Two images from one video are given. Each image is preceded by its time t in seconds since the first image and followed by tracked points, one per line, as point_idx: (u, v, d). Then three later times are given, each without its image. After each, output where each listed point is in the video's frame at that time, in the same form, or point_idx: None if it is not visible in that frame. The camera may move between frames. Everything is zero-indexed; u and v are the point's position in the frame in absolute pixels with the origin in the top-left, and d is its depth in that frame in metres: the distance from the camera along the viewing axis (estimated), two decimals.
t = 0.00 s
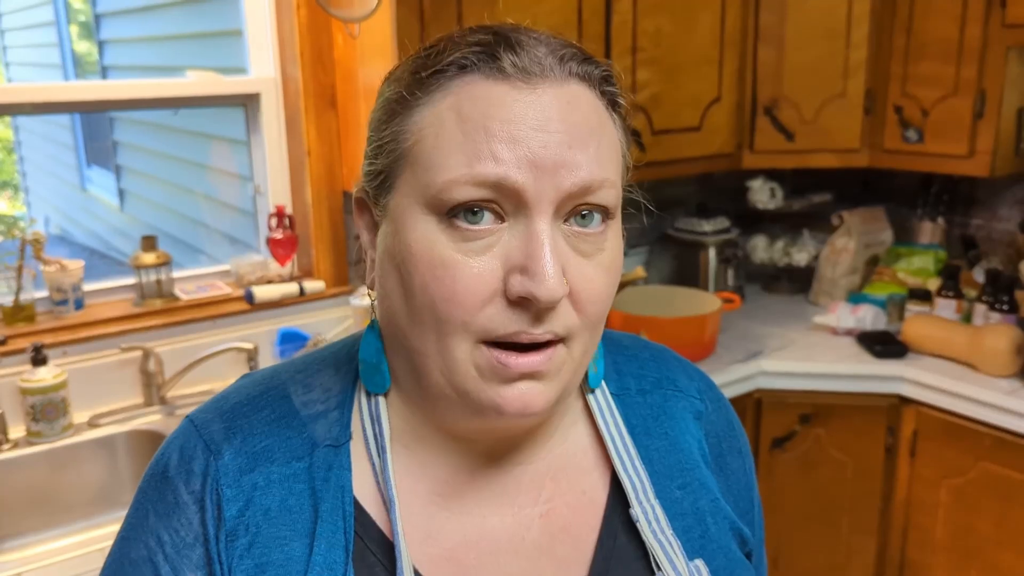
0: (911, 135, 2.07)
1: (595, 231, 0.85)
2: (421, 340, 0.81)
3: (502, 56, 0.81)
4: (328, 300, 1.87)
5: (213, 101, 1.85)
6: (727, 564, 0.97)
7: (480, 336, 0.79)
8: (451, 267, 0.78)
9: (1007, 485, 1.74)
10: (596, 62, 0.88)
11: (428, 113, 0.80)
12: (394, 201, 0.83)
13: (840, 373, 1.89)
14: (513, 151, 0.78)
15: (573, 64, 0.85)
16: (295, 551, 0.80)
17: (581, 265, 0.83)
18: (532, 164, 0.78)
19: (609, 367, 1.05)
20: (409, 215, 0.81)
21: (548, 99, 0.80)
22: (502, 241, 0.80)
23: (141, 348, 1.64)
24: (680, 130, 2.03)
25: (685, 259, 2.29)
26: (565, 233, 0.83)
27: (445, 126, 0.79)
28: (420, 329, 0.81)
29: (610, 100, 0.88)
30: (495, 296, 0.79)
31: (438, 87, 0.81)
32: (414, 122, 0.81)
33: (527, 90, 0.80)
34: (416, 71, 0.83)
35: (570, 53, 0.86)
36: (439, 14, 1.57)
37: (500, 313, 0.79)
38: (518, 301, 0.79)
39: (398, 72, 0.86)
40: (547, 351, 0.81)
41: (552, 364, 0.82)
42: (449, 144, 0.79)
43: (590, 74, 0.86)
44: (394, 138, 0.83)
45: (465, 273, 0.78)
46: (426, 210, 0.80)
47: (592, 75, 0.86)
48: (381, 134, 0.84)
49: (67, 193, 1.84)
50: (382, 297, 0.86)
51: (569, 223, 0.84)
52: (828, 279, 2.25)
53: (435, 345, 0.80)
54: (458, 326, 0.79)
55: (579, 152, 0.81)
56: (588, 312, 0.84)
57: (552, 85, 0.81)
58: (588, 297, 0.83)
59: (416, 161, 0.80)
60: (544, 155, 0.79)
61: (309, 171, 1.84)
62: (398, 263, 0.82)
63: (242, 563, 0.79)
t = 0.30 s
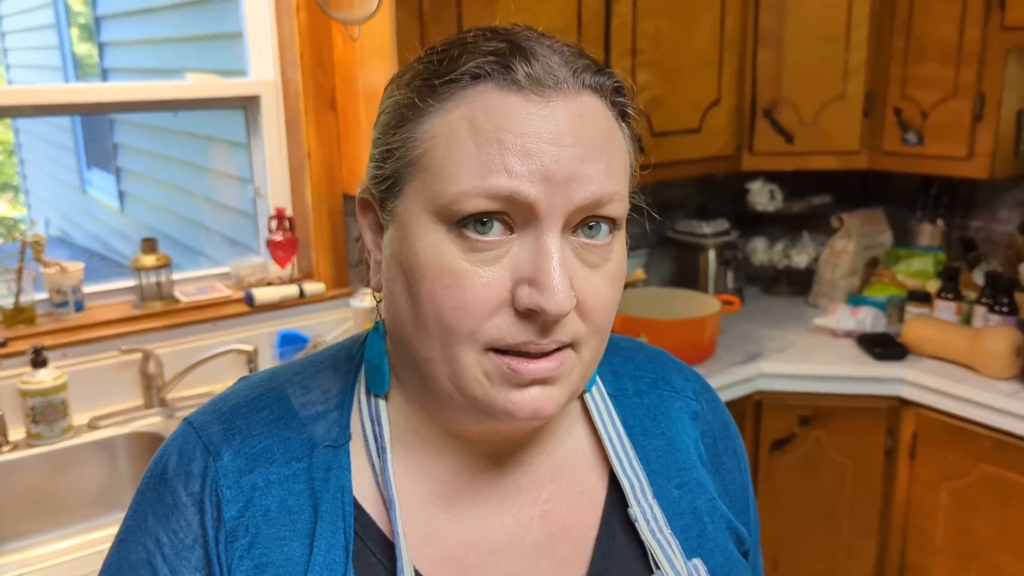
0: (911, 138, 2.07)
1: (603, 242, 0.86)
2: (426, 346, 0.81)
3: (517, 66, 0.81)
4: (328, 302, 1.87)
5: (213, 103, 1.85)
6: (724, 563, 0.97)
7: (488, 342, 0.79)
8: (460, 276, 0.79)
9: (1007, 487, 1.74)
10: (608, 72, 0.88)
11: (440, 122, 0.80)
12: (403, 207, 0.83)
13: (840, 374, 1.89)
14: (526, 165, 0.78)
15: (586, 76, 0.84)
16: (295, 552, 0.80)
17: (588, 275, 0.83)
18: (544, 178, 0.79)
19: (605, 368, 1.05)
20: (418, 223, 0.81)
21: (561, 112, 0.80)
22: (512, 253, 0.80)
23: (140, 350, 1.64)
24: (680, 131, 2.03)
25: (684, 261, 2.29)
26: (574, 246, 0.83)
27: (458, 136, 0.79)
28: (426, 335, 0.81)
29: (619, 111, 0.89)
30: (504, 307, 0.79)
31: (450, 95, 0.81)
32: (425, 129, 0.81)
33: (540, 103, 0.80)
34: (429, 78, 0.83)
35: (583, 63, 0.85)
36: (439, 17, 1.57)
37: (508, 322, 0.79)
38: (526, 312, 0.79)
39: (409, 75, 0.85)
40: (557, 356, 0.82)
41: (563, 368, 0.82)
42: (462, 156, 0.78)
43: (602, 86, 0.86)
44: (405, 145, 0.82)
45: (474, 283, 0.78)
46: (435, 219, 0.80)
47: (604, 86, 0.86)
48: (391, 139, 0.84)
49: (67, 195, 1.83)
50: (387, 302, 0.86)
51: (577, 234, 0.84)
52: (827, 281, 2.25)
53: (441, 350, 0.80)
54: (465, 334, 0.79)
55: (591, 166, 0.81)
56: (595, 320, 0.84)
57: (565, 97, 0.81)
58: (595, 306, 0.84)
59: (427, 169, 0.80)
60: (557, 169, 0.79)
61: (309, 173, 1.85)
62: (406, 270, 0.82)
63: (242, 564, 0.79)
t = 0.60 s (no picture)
0: (910, 139, 2.07)
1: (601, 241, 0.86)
2: (428, 348, 0.81)
3: (509, 67, 0.81)
4: (328, 304, 1.87)
5: (213, 105, 1.85)
6: (725, 566, 0.97)
7: (489, 344, 0.79)
8: (459, 277, 0.79)
9: (1006, 488, 1.74)
10: (600, 70, 0.88)
11: (434, 125, 0.80)
12: (400, 212, 0.83)
13: (839, 376, 1.89)
14: (521, 164, 0.78)
15: (578, 73, 0.84)
16: (297, 554, 0.80)
17: (587, 273, 0.83)
18: (540, 176, 0.79)
19: (606, 371, 1.05)
20: (416, 226, 0.81)
21: (555, 110, 0.80)
22: (509, 252, 0.80)
23: (140, 352, 1.64)
24: (679, 133, 2.03)
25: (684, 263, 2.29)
26: (571, 243, 0.83)
27: (452, 139, 0.79)
28: (428, 338, 0.81)
29: (613, 108, 0.88)
30: (504, 307, 0.79)
31: (444, 98, 0.81)
32: (420, 133, 0.81)
33: (533, 102, 0.80)
34: (421, 82, 0.83)
35: (575, 61, 0.86)
36: (439, 19, 1.58)
37: (510, 323, 0.79)
38: (526, 311, 0.79)
39: (402, 80, 0.85)
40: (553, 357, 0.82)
41: (560, 368, 0.82)
42: (456, 158, 0.79)
43: (595, 83, 0.86)
44: (400, 149, 0.82)
45: (473, 283, 0.79)
46: (433, 221, 0.80)
47: (596, 84, 0.86)
48: (386, 145, 0.84)
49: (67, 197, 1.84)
50: (388, 305, 0.86)
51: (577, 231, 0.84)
52: (827, 282, 2.25)
53: (443, 352, 0.80)
54: (467, 335, 0.79)
55: (586, 163, 0.81)
56: (595, 317, 0.84)
57: (558, 96, 0.81)
58: (595, 304, 0.84)
59: (422, 173, 0.80)
60: (552, 166, 0.79)
61: (309, 175, 1.85)
62: (405, 273, 0.82)
63: (244, 566, 0.79)
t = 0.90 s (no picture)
0: (910, 140, 2.07)
1: (597, 235, 0.86)
2: (426, 346, 0.81)
3: (503, 61, 0.82)
4: (328, 305, 1.87)
5: (212, 106, 1.85)
6: (726, 567, 0.97)
7: (488, 344, 0.79)
8: (456, 272, 0.78)
9: (1007, 490, 1.74)
10: (594, 66, 0.88)
11: (430, 120, 0.80)
12: (396, 208, 0.83)
13: (839, 377, 1.89)
14: (516, 155, 0.78)
15: (572, 68, 0.85)
16: (295, 558, 0.80)
17: (584, 269, 0.83)
18: (536, 167, 0.79)
19: (607, 371, 1.05)
20: (412, 222, 0.81)
21: (550, 102, 0.80)
22: (506, 245, 0.80)
23: (140, 353, 1.64)
24: (679, 134, 2.03)
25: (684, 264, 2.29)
26: (568, 237, 0.83)
27: (447, 132, 0.79)
28: (426, 336, 0.81)
29: (608, 104, 0.89)
30: (502, 300, 0.79)
31: (439, 93, 0.81)
32: (415, 129, 0.81)
33: (528, 94, 0.80)
34: (415, 79, 0.83)
35: (569, 57, 0.86)
36: (439, 20, 1.58)
37: (508, 317, 0.79)
38: (525, 305, 0.79)
39: (398, 78, 0.86)
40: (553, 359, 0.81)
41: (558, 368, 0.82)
42: (452, 150, 0.79)
43: (589, 78, 0.86)
44: (396, 145, 0.82)
45: (471, 277, 0.78)
46: (430, 216, 0.80)
47: (591, 79, 0.86)
48: (382, 142, 0.84)
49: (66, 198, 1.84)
50: (386, 304, 0.86)
51: (572, 225, 0.84)
52: (827, 283, 2.25)
53: (441, 350, 0.80)
54: (465, 332, 0.78)
55: (582, 154, 0.81)
56: (593, 314, 0.84)
57: (553, 89, 0.82)
58: (593, 301, 0.84)
59: (418, 167, 0.80)
60: (548, 158, 0.79)
61: (309, 176, 1.85)
62: (402, 270, 0.82)
63: (242, 569, 0.79)
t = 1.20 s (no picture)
0: (910, 141, 2.07)
1: (606, 234, 0.86)
2: (431, 344, 0.81)
3: (517, 58, 0.82)
4: (328, 305, 1.87)
5: (213, 106, 1.85)
6: (728, 570, 0.97)
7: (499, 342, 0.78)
8: (465, 268, 0.78)
9: (1007, 490, 1.74)
10: (605, 69, 0.89)
11: (441, 114, 0.81)
12: (404, 204, 0.82)
13: (839, 378, 1.89)
14: (529, 150, 0.78)
15: (583, 69, 0.85)
16: (294, 563, 0.80)
17: (593, 268, 0.83)
18: (547, 163, 0.79)
19: (607, 373, 1.05)
20: (421, 216, 0.81)
21: (563, 100, 0.81)
22: (516, 241, 0.80)
23: (140, 353, 1.64)
24: (679, 135, 2.03)
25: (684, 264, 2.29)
26: (578, 237, 0.83)
27: (460, 126, 0.79)
28: (431, 333, 0.80)
29: (617, 107, 0.89)
30: (511, 296, 0.79)
31: (451, 88, 0.81)
32: (426, 123, 0.81)
33: (541, 92, 0.80)
34: (427, 75, 0.83)
35: (581, 59, 0.86)
36: (439, 20, 1.58)
37: (517, 312, 0.79)
38: (534, 301, 0.79)
39: (408, 74, 0.86)
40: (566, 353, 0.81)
41: (570, 363, 0.82)
42: (464, 144, 0.79)
43: (600, 81, 0.87)
44: (406, 140, 0.82)
45: (480, 273, 0.78)
46: (439, 211, 0.80)
47: (602, 82, 0.87)
48: (391, 137, 0.84)
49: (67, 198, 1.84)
50: (390, 301, 0.86)
51: (580, 225, 0.84)
52: (827, 284, 2.25)
53: (444, 350, 0.80)
54: (471, 328, 0.78)
55: (593, 152, 0.81)
56: (600, 314, 0.84)
57: (566, 88, 0.82)
58: (599, 300, 0.83)
59: (428, 162, 0.80)
60: (560, 154, 0.79)
61: (309, 177, 1.85)
62: (409, 265, 0.81)
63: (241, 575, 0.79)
